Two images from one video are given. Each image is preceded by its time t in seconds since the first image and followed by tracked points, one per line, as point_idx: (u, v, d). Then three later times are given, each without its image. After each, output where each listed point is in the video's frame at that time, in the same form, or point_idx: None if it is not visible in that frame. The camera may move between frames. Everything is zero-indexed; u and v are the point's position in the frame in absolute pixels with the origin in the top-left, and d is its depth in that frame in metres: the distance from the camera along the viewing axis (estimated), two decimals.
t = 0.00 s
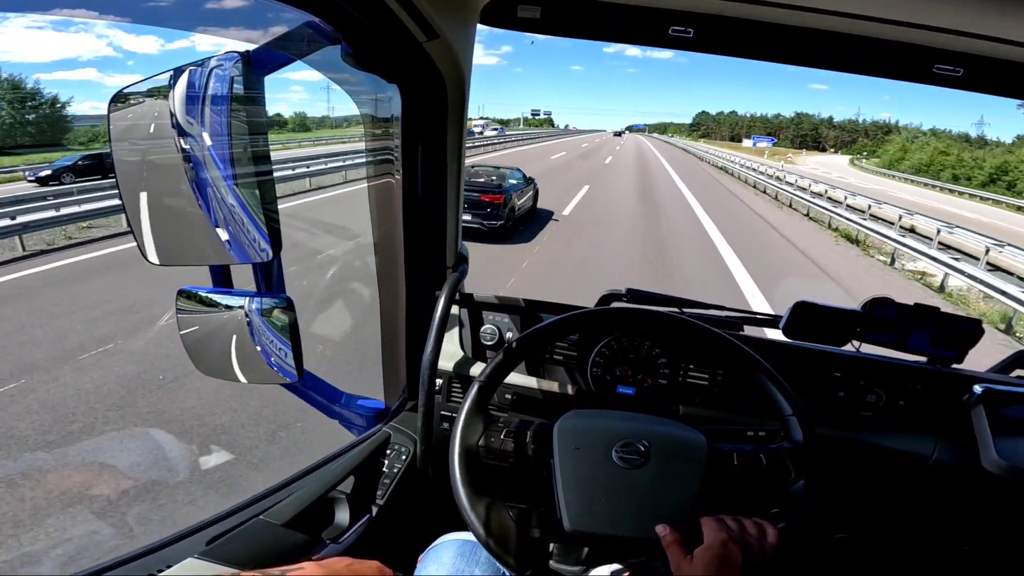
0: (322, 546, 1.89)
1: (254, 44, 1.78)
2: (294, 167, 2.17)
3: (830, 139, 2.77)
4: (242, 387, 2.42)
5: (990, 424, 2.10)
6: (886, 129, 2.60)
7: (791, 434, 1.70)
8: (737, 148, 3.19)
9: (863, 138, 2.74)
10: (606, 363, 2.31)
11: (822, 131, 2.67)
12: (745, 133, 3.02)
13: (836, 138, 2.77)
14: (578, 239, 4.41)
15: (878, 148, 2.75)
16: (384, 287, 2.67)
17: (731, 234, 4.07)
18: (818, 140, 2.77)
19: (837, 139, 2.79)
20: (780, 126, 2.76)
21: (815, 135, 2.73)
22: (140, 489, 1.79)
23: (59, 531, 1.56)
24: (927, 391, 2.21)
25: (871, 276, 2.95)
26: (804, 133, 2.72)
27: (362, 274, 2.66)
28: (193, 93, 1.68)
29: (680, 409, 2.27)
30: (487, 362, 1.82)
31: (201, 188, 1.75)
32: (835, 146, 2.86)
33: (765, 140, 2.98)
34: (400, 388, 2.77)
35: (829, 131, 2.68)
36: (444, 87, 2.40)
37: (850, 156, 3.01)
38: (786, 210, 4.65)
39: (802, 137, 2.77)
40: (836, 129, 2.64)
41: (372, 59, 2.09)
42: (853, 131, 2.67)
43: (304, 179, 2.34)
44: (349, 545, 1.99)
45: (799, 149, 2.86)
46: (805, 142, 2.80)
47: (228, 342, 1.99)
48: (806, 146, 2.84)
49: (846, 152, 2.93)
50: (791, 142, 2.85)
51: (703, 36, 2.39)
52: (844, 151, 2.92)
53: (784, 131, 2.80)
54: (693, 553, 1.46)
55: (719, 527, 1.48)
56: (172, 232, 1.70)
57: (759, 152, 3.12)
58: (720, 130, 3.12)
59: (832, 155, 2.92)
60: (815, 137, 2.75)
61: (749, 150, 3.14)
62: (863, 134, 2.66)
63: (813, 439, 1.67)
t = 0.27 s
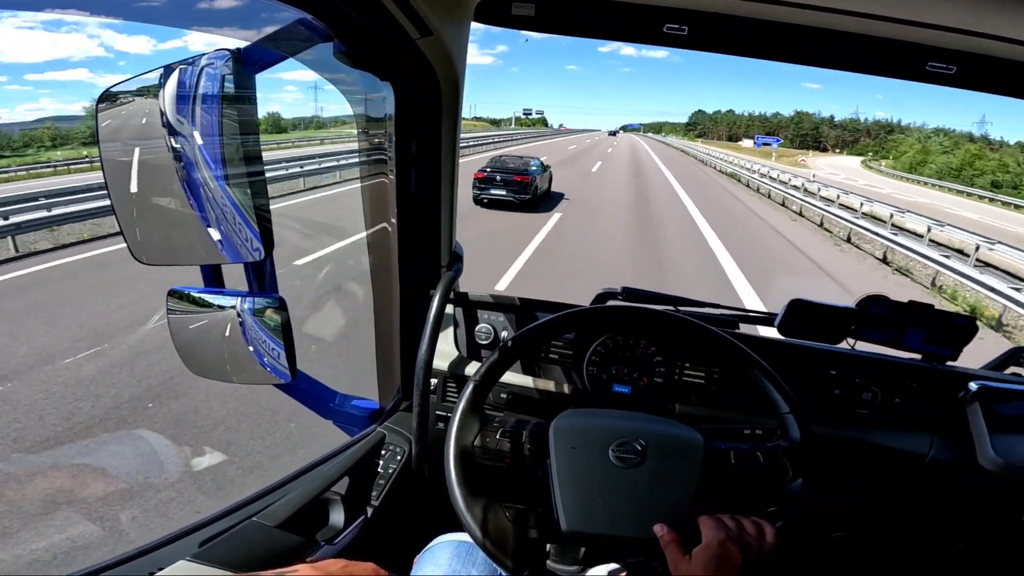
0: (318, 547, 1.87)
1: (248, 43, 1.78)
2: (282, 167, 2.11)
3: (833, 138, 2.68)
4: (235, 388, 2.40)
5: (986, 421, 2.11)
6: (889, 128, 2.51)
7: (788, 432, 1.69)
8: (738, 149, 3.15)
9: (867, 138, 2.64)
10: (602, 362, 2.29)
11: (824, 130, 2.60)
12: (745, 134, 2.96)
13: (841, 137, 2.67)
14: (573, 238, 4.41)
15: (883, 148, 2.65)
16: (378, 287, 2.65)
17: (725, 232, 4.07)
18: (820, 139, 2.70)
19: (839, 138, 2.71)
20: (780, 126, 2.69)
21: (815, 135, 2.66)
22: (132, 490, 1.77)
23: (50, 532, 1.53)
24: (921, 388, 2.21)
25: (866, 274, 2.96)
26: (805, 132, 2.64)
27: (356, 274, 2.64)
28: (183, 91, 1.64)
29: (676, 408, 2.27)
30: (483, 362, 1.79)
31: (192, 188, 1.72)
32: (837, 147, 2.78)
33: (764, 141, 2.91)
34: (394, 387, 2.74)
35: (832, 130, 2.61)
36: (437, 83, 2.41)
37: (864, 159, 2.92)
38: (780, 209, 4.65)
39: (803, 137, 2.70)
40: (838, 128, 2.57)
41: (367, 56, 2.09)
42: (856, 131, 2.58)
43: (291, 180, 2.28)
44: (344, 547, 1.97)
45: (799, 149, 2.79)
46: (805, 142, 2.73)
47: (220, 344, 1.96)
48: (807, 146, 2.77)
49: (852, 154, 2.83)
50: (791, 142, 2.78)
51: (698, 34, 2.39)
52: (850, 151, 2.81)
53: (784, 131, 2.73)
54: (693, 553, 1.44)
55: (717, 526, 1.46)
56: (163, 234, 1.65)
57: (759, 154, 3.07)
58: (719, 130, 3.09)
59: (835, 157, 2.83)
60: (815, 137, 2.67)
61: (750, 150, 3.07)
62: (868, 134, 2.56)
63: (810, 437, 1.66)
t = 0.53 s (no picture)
0: (310, 547, 1.89)
1: (239, 44, 1.79)
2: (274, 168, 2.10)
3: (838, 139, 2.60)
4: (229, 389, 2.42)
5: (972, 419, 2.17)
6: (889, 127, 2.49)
7: (776, 430, 1.70)
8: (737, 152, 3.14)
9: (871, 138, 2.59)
10: (593, 361, 2.31)
11: (825, 130, 2.55)
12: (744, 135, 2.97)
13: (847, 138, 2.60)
14: (567, 238, 4.42)
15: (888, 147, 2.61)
16: (371, 288, 2.67)
17: (718, 231, 4.09)
18: (821, 141, 2.63)
19: (843, 138, 2.63)
20: (779, 125, 2.69)
21: (817, 135, 2.60)
22: (124, 492, 1.78)
23: (42, 533, 1.55)
24: (909, 387, 2.24)
25: (856, 274, 2.97)
26: (805, 131, 2.62)
27: (348, 275, 2.66)
28: (174, 93, 1.65)
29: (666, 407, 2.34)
30: (472, 362, 1.79)
31: (184, 190, 1.72)
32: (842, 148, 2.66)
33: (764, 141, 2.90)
34: (387, 389, 2.74)
35: (833, 130, 2.56)
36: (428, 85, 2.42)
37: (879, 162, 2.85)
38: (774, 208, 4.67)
39: (804, 138, 2.66)
40: (841, 127, 2.53)
41: (357, 57, 2.11)
42: (858, 130, 2.54)
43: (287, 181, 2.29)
44: (336, 547, 1.98)
45: (801, 150, 2.75)
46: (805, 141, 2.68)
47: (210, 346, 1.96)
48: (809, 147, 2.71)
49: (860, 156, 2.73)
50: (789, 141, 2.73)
51: (687, 35, 2.41)
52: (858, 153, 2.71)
53: (783, 130, 2.72)
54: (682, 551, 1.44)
55: (705, 525, 1.46)
56: (154, 236, 1.65)
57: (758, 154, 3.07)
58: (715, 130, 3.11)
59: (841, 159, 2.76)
60: (817, 137, 2.62)
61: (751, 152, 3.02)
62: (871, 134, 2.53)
63: (796, 436, 1.68)
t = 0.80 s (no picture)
0: (302, 549, 1.89)
1: (225, 43, 1.78)
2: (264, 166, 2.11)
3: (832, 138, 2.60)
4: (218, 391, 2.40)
5: (959, 412, 2.20)
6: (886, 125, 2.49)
7: (766, 426, 1.72)
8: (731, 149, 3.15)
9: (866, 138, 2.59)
10: (584, 360, 2.30)
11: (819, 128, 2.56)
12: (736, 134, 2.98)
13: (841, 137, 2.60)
14: (557, 237, 4.43)
15: (883, 147, 2.61)
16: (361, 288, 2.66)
17: (707, 228, 4.11)
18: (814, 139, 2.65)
19: (839, 137, 2.62)
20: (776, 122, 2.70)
21: (809, 133, 2.63)
22: (113, 495, 1.76)
23: (29, 540, 1.53)
24: (895, 381, 2.28)
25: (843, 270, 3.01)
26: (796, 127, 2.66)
27: (337, 275, 2.64)
28: (158, 93, 1.64)
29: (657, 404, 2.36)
30: (464, 362, 1.78)
31: (168, 190, 1.73)
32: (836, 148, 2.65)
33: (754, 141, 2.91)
34: (377, 388, 2.80)
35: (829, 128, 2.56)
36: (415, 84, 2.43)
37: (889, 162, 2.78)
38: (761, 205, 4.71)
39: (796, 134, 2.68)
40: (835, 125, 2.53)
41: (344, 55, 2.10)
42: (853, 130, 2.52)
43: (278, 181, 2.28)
44: (328, 550, 1.99)
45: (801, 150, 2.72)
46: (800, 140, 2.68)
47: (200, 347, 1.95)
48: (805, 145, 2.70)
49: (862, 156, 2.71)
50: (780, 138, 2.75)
51: (676, 33, 2.41)
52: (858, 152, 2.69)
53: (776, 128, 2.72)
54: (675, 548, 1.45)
55: (699, 522, 1.46)
56: (136, 237, 1.63)
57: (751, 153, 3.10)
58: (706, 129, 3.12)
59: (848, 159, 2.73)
60: (811, 134, 2.64)
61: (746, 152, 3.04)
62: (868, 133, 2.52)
63: (787, 432, 1.68)
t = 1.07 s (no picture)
0: (296, 550, 1.89)
1: (217, 43, 1.77)
2: (258, 167, 2.14)
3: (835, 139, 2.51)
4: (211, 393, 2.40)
5: (949, 411, 2.22)
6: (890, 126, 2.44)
7: (759, 425, 1.73)
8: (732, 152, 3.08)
9: (871, 138, 2.51)
10: (578, 360, 2.31)
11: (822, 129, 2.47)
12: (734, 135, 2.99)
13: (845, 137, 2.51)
14: (551, 237, 4.44)
15: (890, 148, 2.52)
16: (355, 289, 2.66)
17: (700, 228, 4.13)
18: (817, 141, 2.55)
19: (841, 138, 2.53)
20: (776, 123, 2.63)
21: (811, 133, 2.54)
22: (106, 497, 1.76)
23: (22, 540, 1.53)
24: (886, 380, 2.29)
25: (835, 270, 3.03)
26: (797, 127, 2.57)
27: (331, 276, 2.64)
28: (149, 94, 1.65)
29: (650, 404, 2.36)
30: (457, 362, 1.78)
31: (159, 191, 1.73)
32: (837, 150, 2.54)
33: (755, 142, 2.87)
34: (372, 390, 2.77)
35: (831, 129, 2.49)
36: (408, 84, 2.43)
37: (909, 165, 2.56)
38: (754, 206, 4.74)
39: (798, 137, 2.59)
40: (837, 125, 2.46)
41: (337, 56, 2.10)
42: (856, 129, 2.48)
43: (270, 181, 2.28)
44: (323, 550, 1.99)
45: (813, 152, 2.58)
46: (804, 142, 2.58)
47: (192, 349, 1.96)
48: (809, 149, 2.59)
49: (872, 158, 2.61)
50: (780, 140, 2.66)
51: (668, 33, 2.42)
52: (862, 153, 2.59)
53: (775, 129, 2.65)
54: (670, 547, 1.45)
55: (693, 520, 1.46)
56: (127, 237, 1.66)
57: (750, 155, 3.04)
58: (704, 128, 3.12)
59: (859, 161, 2.60)
60: (812, 135, 2.56)
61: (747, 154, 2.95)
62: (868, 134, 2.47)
63: (779, 431, 1.69)
